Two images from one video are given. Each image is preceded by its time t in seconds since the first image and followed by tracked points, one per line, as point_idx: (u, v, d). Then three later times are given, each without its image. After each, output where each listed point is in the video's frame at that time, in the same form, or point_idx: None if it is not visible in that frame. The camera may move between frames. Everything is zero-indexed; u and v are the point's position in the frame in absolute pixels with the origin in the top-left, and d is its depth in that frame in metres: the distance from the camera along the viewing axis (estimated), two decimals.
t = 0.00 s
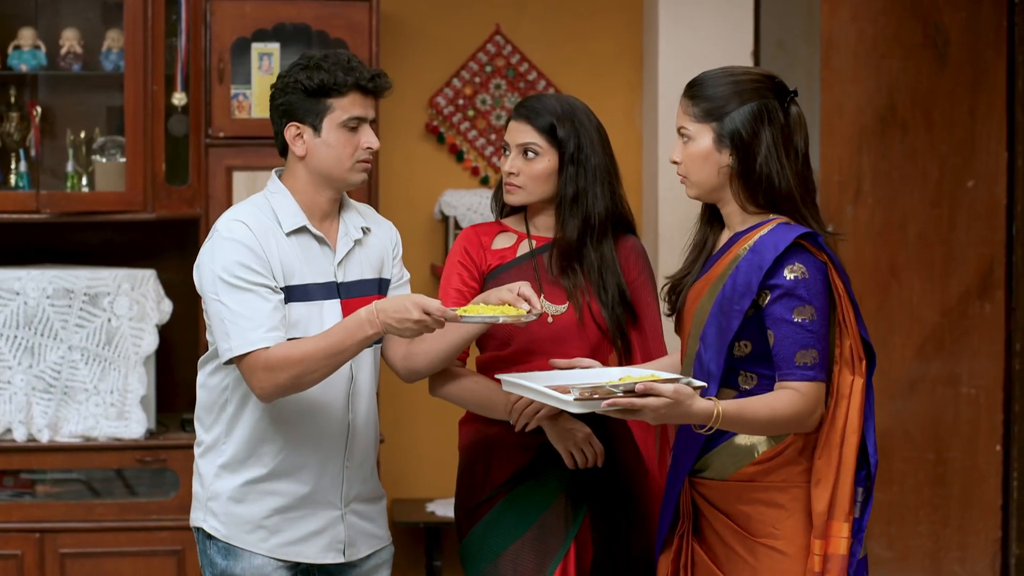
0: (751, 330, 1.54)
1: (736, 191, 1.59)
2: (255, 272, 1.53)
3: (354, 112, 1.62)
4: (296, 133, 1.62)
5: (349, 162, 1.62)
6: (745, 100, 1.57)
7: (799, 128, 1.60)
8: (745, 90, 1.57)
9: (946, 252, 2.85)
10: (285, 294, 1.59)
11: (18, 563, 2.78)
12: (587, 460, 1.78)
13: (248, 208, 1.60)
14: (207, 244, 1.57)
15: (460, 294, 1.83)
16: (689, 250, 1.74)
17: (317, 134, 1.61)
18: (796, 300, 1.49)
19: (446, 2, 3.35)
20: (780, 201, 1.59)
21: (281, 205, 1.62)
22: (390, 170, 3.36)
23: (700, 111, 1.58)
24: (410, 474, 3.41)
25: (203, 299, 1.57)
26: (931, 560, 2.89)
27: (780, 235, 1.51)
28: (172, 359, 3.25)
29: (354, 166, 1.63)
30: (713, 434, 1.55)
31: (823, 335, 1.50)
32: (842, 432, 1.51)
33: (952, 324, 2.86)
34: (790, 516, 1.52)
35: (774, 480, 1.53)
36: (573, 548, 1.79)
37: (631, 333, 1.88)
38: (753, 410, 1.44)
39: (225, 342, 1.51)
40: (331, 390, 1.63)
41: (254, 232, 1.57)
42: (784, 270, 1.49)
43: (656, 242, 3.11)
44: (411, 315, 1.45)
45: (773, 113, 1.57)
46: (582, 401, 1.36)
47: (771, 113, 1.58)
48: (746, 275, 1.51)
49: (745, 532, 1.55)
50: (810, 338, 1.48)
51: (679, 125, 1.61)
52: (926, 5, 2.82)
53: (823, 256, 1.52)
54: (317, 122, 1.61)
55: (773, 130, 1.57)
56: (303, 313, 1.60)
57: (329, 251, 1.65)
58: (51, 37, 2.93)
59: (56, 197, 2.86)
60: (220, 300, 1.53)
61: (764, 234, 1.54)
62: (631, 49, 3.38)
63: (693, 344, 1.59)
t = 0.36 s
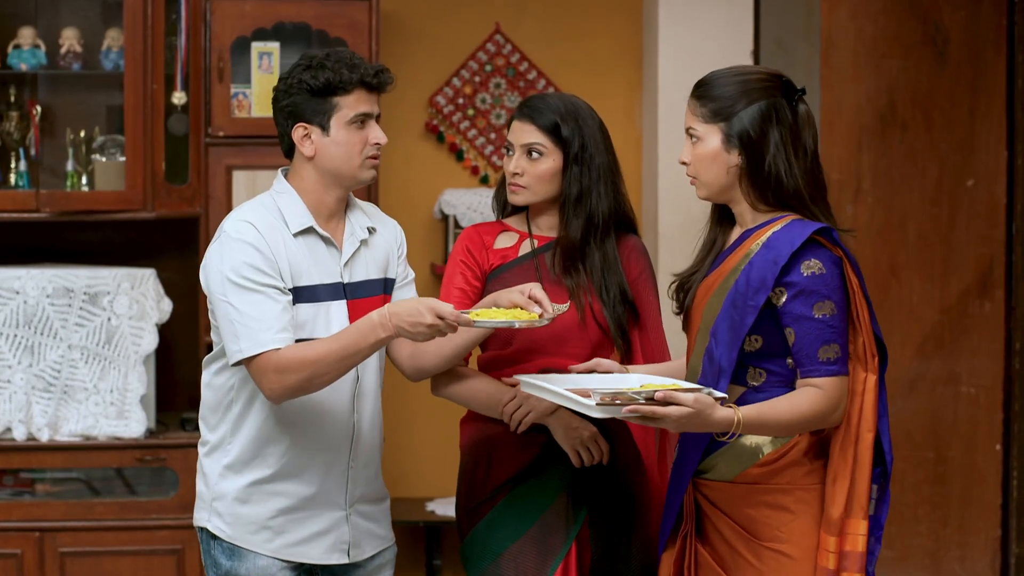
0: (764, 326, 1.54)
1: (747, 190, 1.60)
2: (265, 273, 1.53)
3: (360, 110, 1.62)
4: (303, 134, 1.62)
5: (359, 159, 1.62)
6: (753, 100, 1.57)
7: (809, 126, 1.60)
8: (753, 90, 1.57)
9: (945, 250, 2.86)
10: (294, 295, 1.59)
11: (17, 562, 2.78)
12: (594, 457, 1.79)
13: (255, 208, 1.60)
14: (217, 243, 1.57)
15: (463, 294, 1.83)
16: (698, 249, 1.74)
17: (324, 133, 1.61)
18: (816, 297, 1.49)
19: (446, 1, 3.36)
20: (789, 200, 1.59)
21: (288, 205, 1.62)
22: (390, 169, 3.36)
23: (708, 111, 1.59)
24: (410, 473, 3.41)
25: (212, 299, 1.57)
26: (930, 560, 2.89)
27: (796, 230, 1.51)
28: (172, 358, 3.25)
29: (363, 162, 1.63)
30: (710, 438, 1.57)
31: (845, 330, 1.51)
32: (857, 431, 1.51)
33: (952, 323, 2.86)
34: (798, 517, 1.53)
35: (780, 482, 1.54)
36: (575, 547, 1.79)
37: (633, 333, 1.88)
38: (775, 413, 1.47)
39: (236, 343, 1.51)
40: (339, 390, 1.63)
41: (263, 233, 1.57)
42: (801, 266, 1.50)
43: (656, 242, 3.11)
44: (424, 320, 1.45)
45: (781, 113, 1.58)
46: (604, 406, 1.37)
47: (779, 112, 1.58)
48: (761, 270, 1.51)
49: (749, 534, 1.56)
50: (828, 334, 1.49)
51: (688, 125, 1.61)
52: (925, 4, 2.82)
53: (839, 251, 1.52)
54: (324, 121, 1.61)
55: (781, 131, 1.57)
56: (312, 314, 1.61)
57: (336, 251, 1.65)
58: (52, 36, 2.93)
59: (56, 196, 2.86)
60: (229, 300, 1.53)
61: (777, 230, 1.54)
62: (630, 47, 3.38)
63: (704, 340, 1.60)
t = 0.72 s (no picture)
0: (787, 323, 1.55)
1: (767, 188, 1.60)
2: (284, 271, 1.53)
3: (365, 110, 1.62)
4: (309, 134, 1.62)
5: (364, 157, 1.62)
6: (771, 97, 1.58)
7: (825, 121, 1.61)
8: (769, 86, 1.58)
9: (943, 249, 2.86)
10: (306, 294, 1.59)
11: (17, 561, 2.78)
12: (598, 458, 1.79)
13: (262, 210, 1.60)
14: (230, 244, 1.56)
15: (467, 292, 1.84)
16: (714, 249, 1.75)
17: (330, 133, 1.61)
18: (839, 295, 1.49)
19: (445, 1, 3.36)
20: (810, 196, 1.60)
21: (295, 206, 1.62)
22: (389, 168, 3.36)
23: (727, 108, 1.59)
24: (411, 472, 3.42)
25: (229, 301, 1.54)
26: (929, 559, 2.89)
27: (819, 227, 1.52)
28: (171, 357, 3.25)
29: (368, 160, 1.63)
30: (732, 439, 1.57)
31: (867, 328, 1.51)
32: (884, 428, 1.53)
33: (951, 321, 2.87)
34: (824, 517, 1.54)
35: (803, 482, 1.54)
36: (576, 547, 1.81)
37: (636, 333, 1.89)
38: (791, 413, 1.47)
39: (262, 340, 1.49)
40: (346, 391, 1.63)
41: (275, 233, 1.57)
42: (824, 262, 1.51)
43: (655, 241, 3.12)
44: (484, 325, 1.48)
45: (799, 108, 1.58)
46: (617, 406, 1.36)
47: (797, 107, 1.59)
48: (784, 267, 1.52)
49: (773, 535, 1.56)
50: (847, 331, 1.49)
51: (705, 122, 1.62)
52: (925, 3, 2.82)
53: (863, 248, 1.52)
54: (330, 121, 1.61)
55: (801, 127, 1.58)
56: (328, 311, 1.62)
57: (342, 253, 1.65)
58: (51, 35, 2.94)
59: (55, 195, 2.86)
60: (253, 296, 1.50)
61: (800, 226, 1.55)
62: (630, 46, 3.38)
63: (722, 338, 1.61)
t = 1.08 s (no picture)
0: (791, 324, 1.56)
1: (778, 193, 1.61)
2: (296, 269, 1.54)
3: (376, 112, 1.62)
4: (318, 135, 1.63)
5: (373, 159, 1.62)
6: (774, 99, 1.59)
7: (828, 115, 1.62)
8: (771, 87, 1.59)
9: (941, 247, 2.86)
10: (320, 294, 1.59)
11: (14, 560, 2.78)
12: (598, 458, 1.79)
13: (273, 211, 1.60)
14: (244, 244, 1.56)
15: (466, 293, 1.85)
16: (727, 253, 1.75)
17: (341, 134, 1.61)
18: (830, 295, 1.51)
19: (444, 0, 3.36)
20: (821, 197, 1.60)
21: (307, 208, 1.63)
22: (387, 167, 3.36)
23: (733, 118, 1.58)
24: (409, 471, 3.42)
25: (246, 300, 1.54)
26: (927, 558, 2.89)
27: (823, 228, 1.53)
28: (170, 357, 3.25)
29: (377, 163, 1.63)
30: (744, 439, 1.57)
31: (858, 331, 1.51)
32: (897, 431, 1.54)
33: (949, 320, 2.87)
34: (838, 520, 1.54)
35: (812, 483, 1.55)
36: (578, 548, 1.80)
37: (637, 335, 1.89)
38: (764, 415, 1.47)
39: (288, 337, 1.49)
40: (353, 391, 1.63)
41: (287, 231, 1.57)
42: (822, 263, 1.52)
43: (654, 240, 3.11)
44: (526, 343, 1.49)
45: (803, 105, 1.60)
46: (588, 410, 1.39)
47: (799, 105, 1.60)
48: (788, 267, 1.53)
49: (785, 537, 1.56)
50: (835, 333, 1.49)
51: (711, 136, 1.61)
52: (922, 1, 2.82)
53: (864, 249, 1.54)
54: (340, 123, 1.61)
55: (807, 125, 1.59)
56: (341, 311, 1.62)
57: (348, 255, 1.65)
58: (49, 34, 2.93)
59: (53, 194, 2.85)
60: (274, 293, 1.50)
61: (805, 228, 1.56)
62: (628, 46, 3.39)
63: (732, 340, 1.62)
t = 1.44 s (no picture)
0: (770, 323, 1.57)
1: (750, 188, 1.61)
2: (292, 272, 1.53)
3: (375, 112, 1.62)
4: (317, 135, 1.63)
5: (372, 159, 1.62)
6: (752, 99, 1.58)
7: (813, 122, 1.61)
8: (762, 85, 1.59)
9: (938, 246, 2.87)
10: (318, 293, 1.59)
11: (12, 560, 2.78)
12: (600, 456, 1.79)
13: (271, 212, 1.60)
14: (241, 244, 1.56)
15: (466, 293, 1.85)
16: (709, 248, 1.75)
17: (339, 134, 1.61)
18: (807, 293, 1.51)
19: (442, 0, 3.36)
20: (792, 196, 1.60)
21: (305, 208, 1.62)
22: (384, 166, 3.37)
23: (710, 110, 1.60)
24: (406, 471, 3.42)
25: (242, 300, 1.55)
26: (925, 558, 2.89)
27: (797, 225, 1.53)
28: (167, 356, 3.25)
29: (376, 162, 1.63)
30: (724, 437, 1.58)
31: (836, 328, 1.51)
32: (871, 428, 1.54)
33: (946, 321, 2.87)
34: (816, 518, 1.55)
35: (792, 482, 1.55)
36: (578, 548, 1.81)
37: (638, 331, 1.91)
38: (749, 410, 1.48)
39: (284, 338, 1.49)
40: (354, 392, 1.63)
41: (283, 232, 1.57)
42: (797, 261, 1.52)
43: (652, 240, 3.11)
44: (520, 360, 1.52)
45: (784, 110, 1.59)
46: (569, 411, 1.42)
47: (779, 109, 1.59)
48: (764, 266, 1.54)
49: (765, 535, 1.57)
50: (809, 330, 1.50)
51: (692, 123, 1.63)
52: (921, 1, 2.82)
53: (839, 246, 1.53)
54: (338, 123, 1.61)
55: (783, 128, 1.58)
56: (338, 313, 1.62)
57: (349, 255, 1.65)
58: (46, 34, 2.93)
59: (50, 194, 2.84)
60: (270, 293, 1.51)
61: (781, 225, 1.56)
62: (626, 45, 3.39)
63: (712, 337, 1.63)
